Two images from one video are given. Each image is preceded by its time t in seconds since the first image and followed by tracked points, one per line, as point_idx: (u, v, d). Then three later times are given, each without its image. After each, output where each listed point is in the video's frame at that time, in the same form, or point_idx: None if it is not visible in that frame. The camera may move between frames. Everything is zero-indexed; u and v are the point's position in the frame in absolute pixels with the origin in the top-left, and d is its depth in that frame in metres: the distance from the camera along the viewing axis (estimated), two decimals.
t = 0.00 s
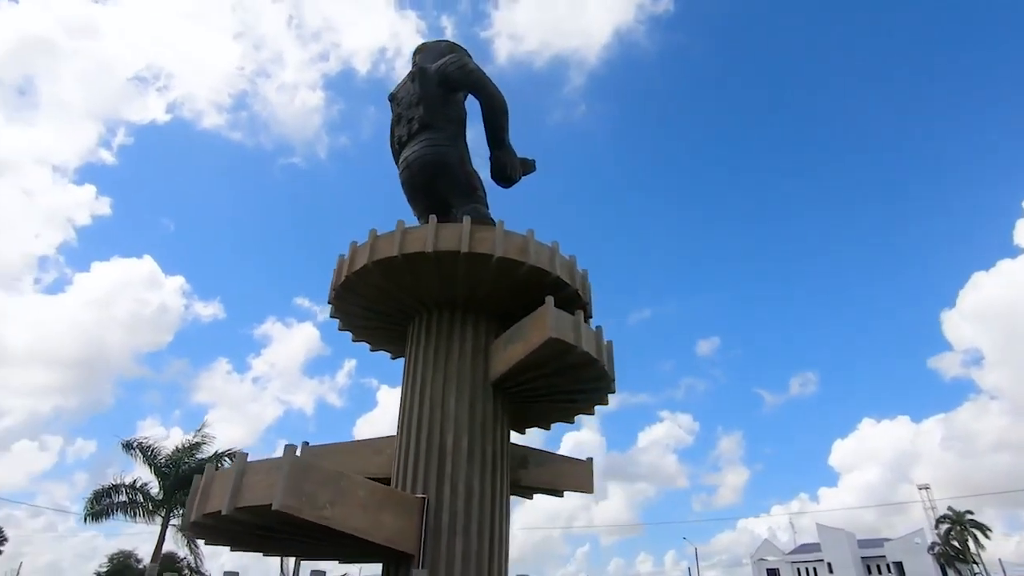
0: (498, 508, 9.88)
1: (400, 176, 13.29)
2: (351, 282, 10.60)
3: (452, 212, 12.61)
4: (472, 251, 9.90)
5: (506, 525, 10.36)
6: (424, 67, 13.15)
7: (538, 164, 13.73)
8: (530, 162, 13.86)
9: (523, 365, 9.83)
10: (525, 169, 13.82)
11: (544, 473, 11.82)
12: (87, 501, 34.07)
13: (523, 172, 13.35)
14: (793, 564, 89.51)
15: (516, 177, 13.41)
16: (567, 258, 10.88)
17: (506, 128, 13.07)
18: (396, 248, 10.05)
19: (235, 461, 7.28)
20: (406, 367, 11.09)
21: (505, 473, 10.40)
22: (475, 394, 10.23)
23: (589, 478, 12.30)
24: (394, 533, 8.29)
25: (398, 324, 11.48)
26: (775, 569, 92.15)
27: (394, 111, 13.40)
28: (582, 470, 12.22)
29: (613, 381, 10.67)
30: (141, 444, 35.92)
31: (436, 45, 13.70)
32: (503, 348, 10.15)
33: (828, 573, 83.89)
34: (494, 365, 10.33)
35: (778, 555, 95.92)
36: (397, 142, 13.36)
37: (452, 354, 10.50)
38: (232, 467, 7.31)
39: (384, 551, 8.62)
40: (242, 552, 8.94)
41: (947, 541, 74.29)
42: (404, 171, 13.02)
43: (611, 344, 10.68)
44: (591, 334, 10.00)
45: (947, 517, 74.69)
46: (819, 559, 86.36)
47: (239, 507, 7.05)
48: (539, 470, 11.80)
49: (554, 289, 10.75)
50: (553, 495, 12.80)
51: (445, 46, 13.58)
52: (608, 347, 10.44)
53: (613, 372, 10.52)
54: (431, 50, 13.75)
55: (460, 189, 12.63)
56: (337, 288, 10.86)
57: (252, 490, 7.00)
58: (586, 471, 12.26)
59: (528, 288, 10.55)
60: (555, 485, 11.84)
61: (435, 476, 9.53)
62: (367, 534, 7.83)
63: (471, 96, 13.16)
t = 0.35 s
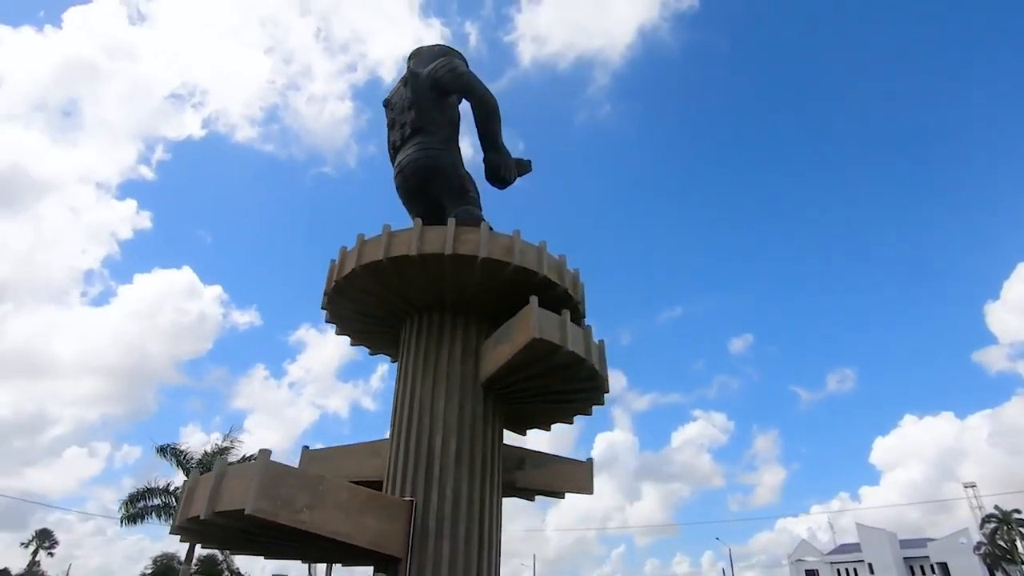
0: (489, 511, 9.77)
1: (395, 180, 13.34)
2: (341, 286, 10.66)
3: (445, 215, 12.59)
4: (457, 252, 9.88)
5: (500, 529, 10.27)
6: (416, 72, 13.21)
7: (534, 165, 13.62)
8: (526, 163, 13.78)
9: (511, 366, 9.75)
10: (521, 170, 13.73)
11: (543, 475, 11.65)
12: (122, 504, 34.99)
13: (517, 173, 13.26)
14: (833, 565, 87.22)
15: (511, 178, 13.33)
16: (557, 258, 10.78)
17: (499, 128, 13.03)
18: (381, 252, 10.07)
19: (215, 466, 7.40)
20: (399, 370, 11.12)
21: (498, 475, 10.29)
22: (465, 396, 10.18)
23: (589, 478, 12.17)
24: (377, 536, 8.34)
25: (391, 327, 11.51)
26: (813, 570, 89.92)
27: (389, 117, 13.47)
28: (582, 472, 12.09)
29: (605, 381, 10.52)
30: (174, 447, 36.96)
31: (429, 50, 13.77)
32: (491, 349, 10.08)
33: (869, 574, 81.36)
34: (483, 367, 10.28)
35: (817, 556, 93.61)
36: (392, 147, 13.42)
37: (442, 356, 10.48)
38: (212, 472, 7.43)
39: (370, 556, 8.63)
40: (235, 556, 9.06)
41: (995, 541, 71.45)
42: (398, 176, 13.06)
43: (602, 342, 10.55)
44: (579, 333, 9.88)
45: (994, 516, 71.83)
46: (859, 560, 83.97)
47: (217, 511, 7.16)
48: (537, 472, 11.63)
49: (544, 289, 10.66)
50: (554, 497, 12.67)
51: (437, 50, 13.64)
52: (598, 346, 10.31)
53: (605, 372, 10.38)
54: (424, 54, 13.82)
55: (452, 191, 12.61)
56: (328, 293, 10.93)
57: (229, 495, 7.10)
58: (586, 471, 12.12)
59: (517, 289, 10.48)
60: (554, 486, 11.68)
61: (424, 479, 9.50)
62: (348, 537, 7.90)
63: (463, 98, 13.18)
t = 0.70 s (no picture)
0: (484, 511, 9.81)
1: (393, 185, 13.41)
2: (336, 291, 10.76)
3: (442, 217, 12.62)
4: (446, 254, 9.88)
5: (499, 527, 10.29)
6: (412, 76, 13.31)
7: (533, 164, 13.54)
8: (525, 161, 13.73)
9: (504, 366, 9.71)
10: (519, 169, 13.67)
11: (544, 475, 11.46)
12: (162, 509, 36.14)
13: (515, 173, 13.23)
14: (877, 564, 84.58)
15: (510, 177, 13.31)
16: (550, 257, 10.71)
17: (495, 129, 13.02)
18: (372, 255, 10.14)
19: (203, 471, 7.56)
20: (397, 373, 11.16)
21: (496, 474, 10.38)
22: (459, 396, 10.20)
23: (593, 477, 11.94)
24: (368, 538, 8.40)
25: (390, 331, 11.57)
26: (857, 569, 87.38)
27: (386, 122, 13.58)
28: (587, 473, 11.91)
29: (602, 379, 10.39)
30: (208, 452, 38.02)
31: (425, 55, 13.85)
32: (484, 350, 10.05)
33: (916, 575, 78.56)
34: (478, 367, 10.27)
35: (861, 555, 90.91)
36: (389, 152, 13.52)
37: (437, 358, 10.49)
38: (201, 476, 7.60)
39: (364, 558, 8.67)
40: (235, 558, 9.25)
41: None
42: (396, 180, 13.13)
43: (598, 342, 10.43)
44: (572, 332, 9.79)
45: None
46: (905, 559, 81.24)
47: (204, 514, 7.31)
48: (539, 472, 11.46)
49: (538, 288, 10.60)
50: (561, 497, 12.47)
51: (432, 54, 13.71)
52: (593, 345, 10.20)
53: (600, 370, 10.25)
54: (420, 59, 13.89)
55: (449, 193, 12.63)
56: (325, 298, 11.04)
57: (214, 498, 7.24)
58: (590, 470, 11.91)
59: (510, 288, 10.45)
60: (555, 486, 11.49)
61: (418, 479, 9.59)
62: (338, 539, 7.96)
63: (458, 101, 13.22)
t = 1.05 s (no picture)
0: (483, 511, 9.77)
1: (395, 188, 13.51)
2: (334, 294, 10.88)
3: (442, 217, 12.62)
4: (437, 253, 9.90)
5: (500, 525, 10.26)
6: (410, 79, 13.38)
7: (534, 161, 13.41)
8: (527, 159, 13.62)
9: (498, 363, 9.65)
10: (520, 166, 13.59)
11: (550, 474, 11.23)
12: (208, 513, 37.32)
13: (515, 170, 13.16)
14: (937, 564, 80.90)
15: (510, 175, 13.24)
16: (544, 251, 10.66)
17: (493, 128, 12.98)
18: (365, 258, 10.23)
19: (197, 471, 7.75)
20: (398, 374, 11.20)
21: (497, 472, 10.38)
22: (457, 395, 10.17)
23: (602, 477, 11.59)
24: (363, 538, 8.45)
25: (391, 332, 11.63)
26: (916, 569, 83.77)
27: (386, 126, 13.69)
28: (598, 472, 11.57)
29: (602, 373, 10.21)
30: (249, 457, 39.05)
31: (423, 57, 13.92)
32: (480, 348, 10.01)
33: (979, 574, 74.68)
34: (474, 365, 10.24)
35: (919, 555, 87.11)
36: (390, 155, 13.62)
37: (434, 357, 10.50)
38: (195, 477, 7.79)
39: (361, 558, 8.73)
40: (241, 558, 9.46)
41: None
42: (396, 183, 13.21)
43: (596, 337, 10.26)
44: (566, 327, 9.65)
45: None
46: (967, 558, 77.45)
47: (196, 514, 7.49)
48: (545, 471, 11.23)
49: (533, 284, 10.52)
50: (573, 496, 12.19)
51: (430, 56, 13.78)
52: (590, 339, 10.05)
53: (598, 365, 10.08)
54: (419, 62, 13.97)
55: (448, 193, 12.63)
56: (325, 301, 11.19)
57: (204, 499, 7.41)
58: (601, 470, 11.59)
59: (504, 285, 10.40)
60: (561, 485, 11.25)
61: (415, 479, 9.61)
62: (331, 539, 8.03)
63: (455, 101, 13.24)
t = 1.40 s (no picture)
0: (486, 513, 9.75)
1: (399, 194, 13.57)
2: (336, 302, 11.01)
3: (444, 222, 12.63)
4: (432, 257, 9.94)
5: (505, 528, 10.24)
6: (410, 86, 13.48)
7: (537, 160, 13.31)
8: (528, 158, 13.53)
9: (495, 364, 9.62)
10: (523, 167, 13.51)
11: (560, 475, 11.08)
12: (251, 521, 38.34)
13: (516, 171, 13.11)
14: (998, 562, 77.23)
15: (512, 177, 13.19)
16: (541, 251, 10.64)
17: (492, 129, 12.97)
18: (363, 265, 10.33)
19: (197, 479, 7.94)
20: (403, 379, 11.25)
21: (501, 474, 10.36)
22: (458, 398, 10.17)
23: (613, 478, 11.46)
24: (363, 541, 8.56)
25: (395, 338, 11.69)
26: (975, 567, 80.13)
27: (389, 133, 13.79)
28: (608, 472, 11.46)
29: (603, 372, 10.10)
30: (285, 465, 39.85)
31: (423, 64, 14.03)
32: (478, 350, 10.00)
33: None
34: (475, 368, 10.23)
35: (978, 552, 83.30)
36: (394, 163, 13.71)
37: (435, 362, 10.52)
38: (196, 485, 7.98)
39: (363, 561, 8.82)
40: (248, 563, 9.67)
41: None
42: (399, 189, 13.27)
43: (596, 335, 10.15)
44: (564, 327, 9.55)
45: None
46: None
47: (197, 520, 7.68)
48: (555, 472, 11.08)
49: (530, 284, 10.49)
50: (584, 498, 12.00)
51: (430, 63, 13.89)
52: (589, 337, 9.96)
53: (599, 363, 9.96)
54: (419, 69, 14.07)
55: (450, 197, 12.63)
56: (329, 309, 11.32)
57: (204, 505, 7.59)
58: (611, 470, 11.48)
59: (501, 286, 10.38)
60: (573, 486, 11.11)
61: (417, 483, 9.65)
62: (329, 544, 8.19)
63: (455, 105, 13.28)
